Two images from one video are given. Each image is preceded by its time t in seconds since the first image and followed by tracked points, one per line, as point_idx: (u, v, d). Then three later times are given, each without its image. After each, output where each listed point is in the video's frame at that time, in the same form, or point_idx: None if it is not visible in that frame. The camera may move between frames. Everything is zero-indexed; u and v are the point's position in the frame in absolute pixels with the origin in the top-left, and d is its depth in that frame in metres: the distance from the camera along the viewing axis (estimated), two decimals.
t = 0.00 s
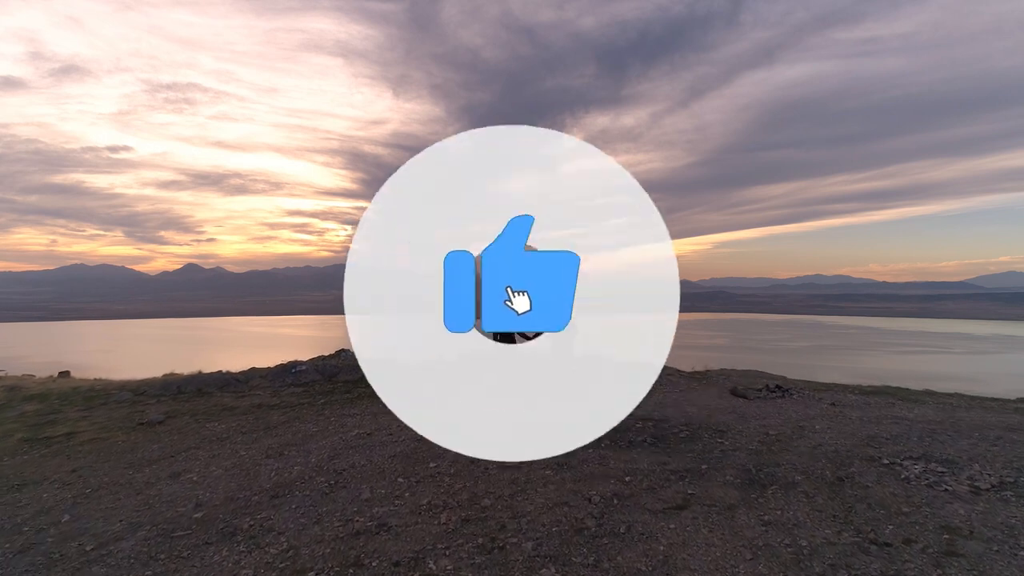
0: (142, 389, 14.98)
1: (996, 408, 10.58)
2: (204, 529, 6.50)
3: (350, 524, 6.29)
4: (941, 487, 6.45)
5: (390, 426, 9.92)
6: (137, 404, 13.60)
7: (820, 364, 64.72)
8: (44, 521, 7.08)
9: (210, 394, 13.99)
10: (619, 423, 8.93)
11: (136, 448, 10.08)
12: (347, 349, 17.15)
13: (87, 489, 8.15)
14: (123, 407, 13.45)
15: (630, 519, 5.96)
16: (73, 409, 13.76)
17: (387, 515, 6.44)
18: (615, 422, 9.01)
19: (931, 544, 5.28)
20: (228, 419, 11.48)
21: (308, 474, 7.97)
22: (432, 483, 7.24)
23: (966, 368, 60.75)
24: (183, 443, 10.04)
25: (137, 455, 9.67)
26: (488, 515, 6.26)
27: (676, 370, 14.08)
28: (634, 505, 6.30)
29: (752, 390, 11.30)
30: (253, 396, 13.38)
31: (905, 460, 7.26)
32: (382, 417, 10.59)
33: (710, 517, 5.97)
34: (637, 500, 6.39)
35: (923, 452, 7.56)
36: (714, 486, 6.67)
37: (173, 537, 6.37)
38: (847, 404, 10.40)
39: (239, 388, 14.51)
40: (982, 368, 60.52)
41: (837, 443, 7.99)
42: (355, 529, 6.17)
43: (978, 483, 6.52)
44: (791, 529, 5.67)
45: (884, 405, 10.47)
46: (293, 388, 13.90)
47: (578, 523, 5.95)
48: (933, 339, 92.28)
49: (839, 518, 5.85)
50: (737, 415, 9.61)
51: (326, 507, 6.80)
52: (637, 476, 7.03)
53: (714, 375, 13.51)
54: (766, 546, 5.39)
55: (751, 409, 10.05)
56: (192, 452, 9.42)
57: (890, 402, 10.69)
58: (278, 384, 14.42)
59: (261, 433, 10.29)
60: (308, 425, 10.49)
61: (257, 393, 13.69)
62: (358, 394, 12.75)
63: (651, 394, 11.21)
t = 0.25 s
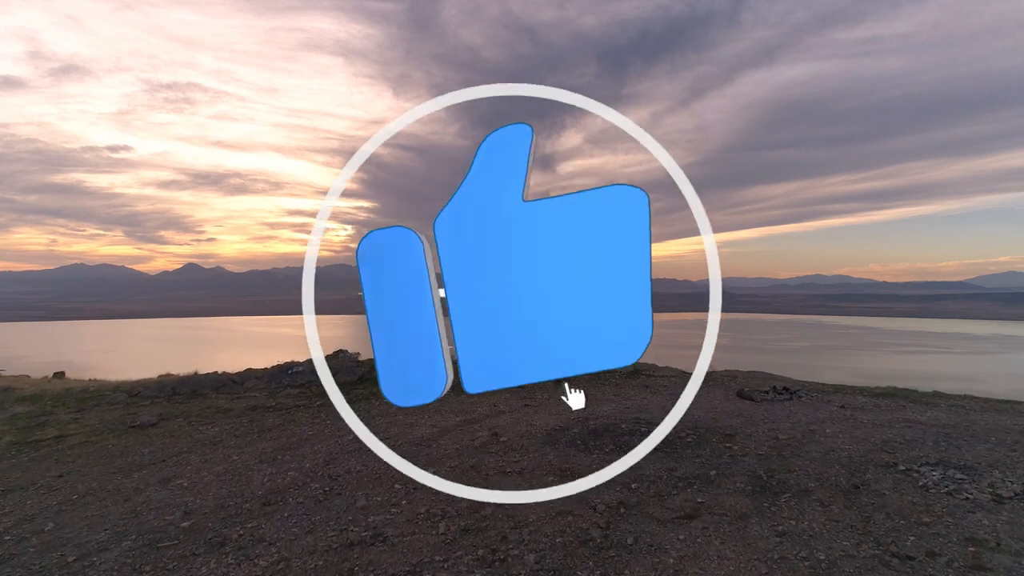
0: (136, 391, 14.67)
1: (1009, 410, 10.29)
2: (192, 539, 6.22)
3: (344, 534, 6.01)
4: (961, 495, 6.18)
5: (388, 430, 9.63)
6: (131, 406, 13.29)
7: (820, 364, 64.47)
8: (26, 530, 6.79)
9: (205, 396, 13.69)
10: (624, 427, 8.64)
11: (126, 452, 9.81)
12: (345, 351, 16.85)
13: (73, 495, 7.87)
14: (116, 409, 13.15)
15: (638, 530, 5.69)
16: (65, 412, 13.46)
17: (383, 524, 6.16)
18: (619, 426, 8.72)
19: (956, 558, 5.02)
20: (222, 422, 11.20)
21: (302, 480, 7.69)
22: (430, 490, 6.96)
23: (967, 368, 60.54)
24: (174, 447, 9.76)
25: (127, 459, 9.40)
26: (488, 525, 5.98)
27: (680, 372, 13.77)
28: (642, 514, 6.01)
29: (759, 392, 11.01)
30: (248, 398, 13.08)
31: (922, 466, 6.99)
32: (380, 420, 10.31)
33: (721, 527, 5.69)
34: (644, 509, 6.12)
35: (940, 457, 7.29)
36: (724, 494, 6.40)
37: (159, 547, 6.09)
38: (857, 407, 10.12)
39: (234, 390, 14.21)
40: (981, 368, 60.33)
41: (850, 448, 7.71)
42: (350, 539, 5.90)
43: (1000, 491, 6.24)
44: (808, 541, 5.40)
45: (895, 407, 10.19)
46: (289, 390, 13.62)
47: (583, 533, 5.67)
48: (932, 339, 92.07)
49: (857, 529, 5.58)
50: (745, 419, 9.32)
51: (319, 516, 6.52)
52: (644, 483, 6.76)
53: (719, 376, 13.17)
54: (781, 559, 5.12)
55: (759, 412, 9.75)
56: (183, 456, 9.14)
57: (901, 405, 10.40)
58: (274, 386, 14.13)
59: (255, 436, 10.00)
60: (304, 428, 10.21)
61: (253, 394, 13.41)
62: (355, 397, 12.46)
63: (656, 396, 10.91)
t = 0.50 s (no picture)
0: (128, 393, 14.33)
1: None
2: (176, 552, 5.91)
3: (336, 548, 5.69)
4: (987, 506, 5.86)
5: (384, 434, 9.31)
6: (122, 409, 12.95)
7: (820, 364, 64.20)
8: (2, 543, 6.46)
9: (198, 399, 13.34)
10: (629, 432, 8.32)
11: (114, 458, 9.48)
12: (342, 352, 16.53)
13: (55, 504, 7.54)
14: (106, 412, 12.82)
15: (647, 544, 5.37)
16: (54, 415, 13.12)
17: (377, 536, 5.84)
18: (625, 430, 8.40)
19: None
20: (214, 426, 10.88)
21: (294, 488, 7.36)
22: (427, 500, 6.64)
23: (968, 368, 60.36)
24: (164, 452, 9.44)
25: (114, 464, 9.07)
26: (488, 538, 5.66)
27: (685, 373, 13.43)
28: (650, 526, 5.70)
29: (767, 395, 10.68)
30: (242, 401, 12.75)
31: (943, 474, 6.66)
32: (376, 424, 9.98)
33: (735, 541, 5.37)
34: (652, 521, 5.80)
35: (961, 465, 6.96)
36: (737, 504, 6.08)
37: (141, 562, 5.77)
38: (870, 411, 9.79)
39: (228, 392, 13.86)
40: (982, 368, 60.12)
41: (866, 455, 7.39)
42: (342, 553, 5.57)
43: None
44: (828, 558, 5.07)
45: (908, 411, 9.86)
46: (285, 392, 13.28)
47: (589, 548, 5.35)
48: (932, 340, 91.92)
49: (880, 543, 5.25)
50: (755, 423, 9.00)
51: (310, 528, 6.20)
52: (652, 492, 6.44)
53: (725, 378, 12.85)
54: None
55: (769, 416, 9.41)
56: (172, 462, 8.82)
57: (914, 408, 10.08)
58: (269, 388, 13.79)
59: (247, 441, 9.68)
60: (298, 433, 9.88)
61: (248, 397, 13.07)
62: (352, 399, 12.12)
63: (661, 399, 10.58)
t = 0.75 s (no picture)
0: (122, 395, 14.06)
1: None
2: (163, 564, 5.65)
3: (329, 560, 5.42)
4: (1014, 516, 5.58)
5: (382, 438, 9.04)
6: (115, 411, 12.67)
7: (820, 364, 64.04)
8: None
9: (192, 401, 13.06)
10: (635, 436, 8.04)
11: (104, 462, 9.20)
12: (341, 353, 16.28)
13: (39, 511, 7.27)
14: (99, 414, 12.55)
15: (656, 557, 5.10)
16: (46, 417, 12.85)
17: (372, 548, 5.57)
18: (630, 434, 8.12)
19: None
20: (207, 428, 10.60)
21: (286, 495, 7.09)
22: (425, 509, 6.36)
23: (969, 368, 60.29)
24: (155, 456, 9.17)
25: (103, 469, 8.80)
26: (489, 550, 5.40)
27: (689, 373, 13.17)
28: (659, 538, 5.42)
29: (775, 397, 10.41)
30: (238, 403, 12.48)
31: (965, 481, 6.38)
32: (374, 427, 9.71)
33: (750, 554, 5.08)
34: (661, 531, 5.53)
35: (982, 472, 6.68)
36: (750, 514, 5.80)
37: None
38: (881, 413, 9.53)
39: (224, 394, 13.58)
40: (982, 368, 59.97)
41: (882, 461, 7.12)
42: (335, 566, 5.29)
43: None
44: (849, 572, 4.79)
45: (921, 414, 9.60)
46: (281, 394, 13.00)
47: (596, 562, 5.07)
48: (933, 340, 91.77)
49: (903, 557, 4.98)
50: (764, 426, 8.72)
51: (303, 538, 5.93)
52: (660, 501, 6.17)
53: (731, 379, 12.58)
54: None
55: (779, 419, 9.13)
56: (163, 467, 8.55)
57: (927, 411, 9.81)
58: (265, 390, 13.51)
59: (241, 445, 9.41)
60: (293, 437, 9.60)
61: (243, 399, 12.79)
62: (349, 401, 11.85)
63: (665, 402, 10.32)
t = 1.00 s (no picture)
0: (114, 397, 13.73)
1: None
2: None
3: None
4: None
5: (379, 443, 8.71)
6: (106, 414, 12.34)
7: (820, 364, 63.77)
8: None
9: (185, 404, 12.73)
10: (642, 441, 7.71)
11: (90, 468, 8.86)
12: (338, 354, 15.93)
13: (19, 521, 6.93)
14: (90, 417, 12.23)
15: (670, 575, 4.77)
16: (35, 420, 12.52)
17: (367, 564, 5.23)
18: (637, 440, 7.80)
19: None
20: (199, 433, 10.28)
21: (278, 504, 6.76)
22: (423, 520, 6.03)
23: (970, 368, 59.98)
24: (143, 462, 8.84)
25: (90, 475, 8.48)
26: (490, 566, 5.07)
27: (695, 376, 12.83)
28: (672, 553, 5.10)
29: (785, 400, 10.08)
30: (231, 405, 12.15)
31: (991, 491, 6.06)
32: (371, 431, 9.39)
33: (769, 571, 4.76)
34: (673, 546, 5.21)
35: (1008, 481, 6.35)
36: (766, 527, 5.48)
37: None
38: (895, 417, 9.21)
39: (218, 396, 13.25)
40: (982, 368, 59.69)
41: (902, 469, 6.79)
42: None
43: None
44: None
45: (937, 418, 9.28)
46: (276, 396, 12.67)
47: None
48: (934, 340, 91.47)
49: None
50: (775, 431, 8.40)
51: (293, 551, 5.60)
52: (671, 512, 5.84)
53: (738, 381, 12.23)
54: None
55: (790, 423, 8.80)
56: (151, 474, 8.22)
57: (943, 415, 9.49)
58: (260, 392, 13.18)
59: (233, 450, 9.08)
60: (288, 441, 9.26)
61: (238, 401, 12.47)
62: (346, 404, 11.53)
63: (671, 405, 9.99)
